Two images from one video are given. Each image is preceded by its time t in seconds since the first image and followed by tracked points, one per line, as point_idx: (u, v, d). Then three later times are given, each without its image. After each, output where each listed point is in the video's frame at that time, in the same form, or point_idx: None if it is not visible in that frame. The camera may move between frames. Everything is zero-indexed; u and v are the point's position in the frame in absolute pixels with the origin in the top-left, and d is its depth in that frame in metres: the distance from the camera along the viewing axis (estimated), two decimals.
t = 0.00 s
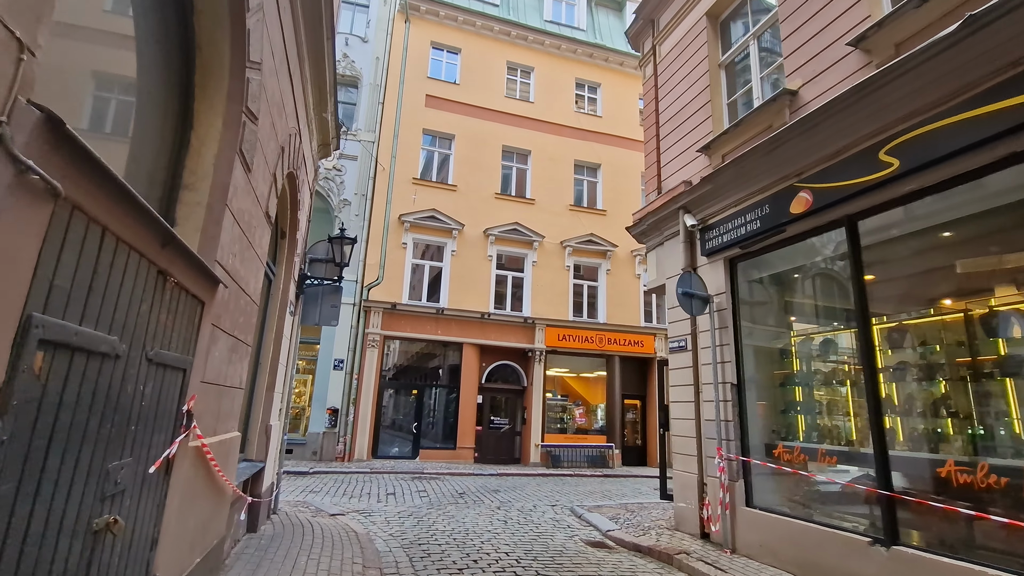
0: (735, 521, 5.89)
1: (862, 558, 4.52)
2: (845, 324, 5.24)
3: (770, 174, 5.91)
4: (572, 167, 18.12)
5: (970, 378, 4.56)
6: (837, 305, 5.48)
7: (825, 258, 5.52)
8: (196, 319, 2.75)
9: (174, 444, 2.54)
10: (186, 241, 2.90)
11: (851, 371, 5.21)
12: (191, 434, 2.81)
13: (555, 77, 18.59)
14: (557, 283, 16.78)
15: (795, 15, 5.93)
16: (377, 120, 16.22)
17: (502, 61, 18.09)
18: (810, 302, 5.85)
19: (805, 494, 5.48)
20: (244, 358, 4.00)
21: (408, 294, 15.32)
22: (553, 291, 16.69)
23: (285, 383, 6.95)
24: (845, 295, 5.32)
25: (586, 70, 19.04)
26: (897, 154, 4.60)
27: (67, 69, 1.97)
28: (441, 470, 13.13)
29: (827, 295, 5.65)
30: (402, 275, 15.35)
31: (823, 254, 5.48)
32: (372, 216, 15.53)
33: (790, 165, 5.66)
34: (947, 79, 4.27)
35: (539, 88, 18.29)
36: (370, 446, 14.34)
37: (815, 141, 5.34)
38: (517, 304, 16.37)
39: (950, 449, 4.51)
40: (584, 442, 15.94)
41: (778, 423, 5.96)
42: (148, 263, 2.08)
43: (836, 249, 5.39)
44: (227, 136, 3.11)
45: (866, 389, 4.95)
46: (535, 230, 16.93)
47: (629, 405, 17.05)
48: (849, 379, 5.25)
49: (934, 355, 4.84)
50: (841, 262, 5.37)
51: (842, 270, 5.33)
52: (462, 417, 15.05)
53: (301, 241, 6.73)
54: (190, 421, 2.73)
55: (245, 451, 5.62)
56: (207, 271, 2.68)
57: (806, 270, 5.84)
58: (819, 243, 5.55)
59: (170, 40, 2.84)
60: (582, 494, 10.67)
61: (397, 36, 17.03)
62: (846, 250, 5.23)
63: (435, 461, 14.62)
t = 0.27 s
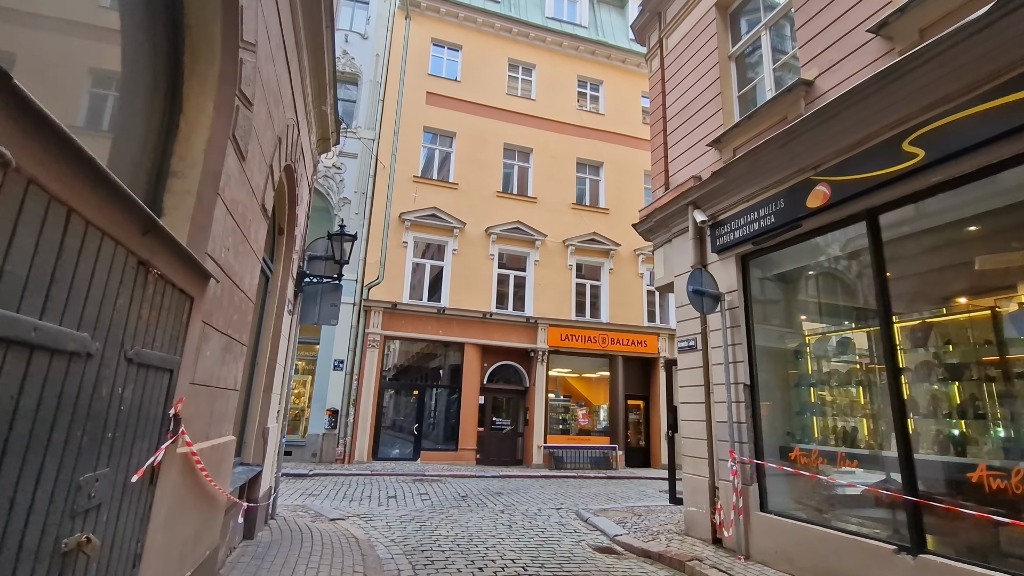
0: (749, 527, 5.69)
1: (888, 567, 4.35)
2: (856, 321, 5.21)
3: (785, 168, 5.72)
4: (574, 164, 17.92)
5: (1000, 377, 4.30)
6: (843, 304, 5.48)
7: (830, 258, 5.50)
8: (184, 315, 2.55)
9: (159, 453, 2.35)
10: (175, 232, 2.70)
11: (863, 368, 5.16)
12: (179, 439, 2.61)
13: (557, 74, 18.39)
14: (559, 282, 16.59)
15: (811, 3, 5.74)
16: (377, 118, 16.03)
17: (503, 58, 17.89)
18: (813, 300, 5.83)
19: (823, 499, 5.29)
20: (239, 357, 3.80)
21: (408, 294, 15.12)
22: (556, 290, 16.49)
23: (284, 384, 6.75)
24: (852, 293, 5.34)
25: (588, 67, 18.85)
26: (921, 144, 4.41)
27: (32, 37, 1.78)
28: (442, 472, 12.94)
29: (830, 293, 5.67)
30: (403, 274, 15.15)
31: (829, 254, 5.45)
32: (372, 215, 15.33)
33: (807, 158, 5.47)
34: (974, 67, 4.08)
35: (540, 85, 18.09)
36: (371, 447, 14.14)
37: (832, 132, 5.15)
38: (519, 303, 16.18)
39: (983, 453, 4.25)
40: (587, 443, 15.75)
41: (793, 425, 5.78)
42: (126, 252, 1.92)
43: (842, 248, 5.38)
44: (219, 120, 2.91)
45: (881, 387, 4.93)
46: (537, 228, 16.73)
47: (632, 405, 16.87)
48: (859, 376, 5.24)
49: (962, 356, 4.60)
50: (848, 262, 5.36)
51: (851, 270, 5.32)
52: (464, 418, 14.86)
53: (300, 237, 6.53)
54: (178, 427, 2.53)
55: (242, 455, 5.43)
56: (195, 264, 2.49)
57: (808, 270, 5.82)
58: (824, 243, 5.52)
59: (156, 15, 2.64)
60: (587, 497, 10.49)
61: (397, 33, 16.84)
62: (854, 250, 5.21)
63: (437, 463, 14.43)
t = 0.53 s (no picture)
0: (765, 530, 5.50)
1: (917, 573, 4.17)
2: (867, 318, 5.19)
3: (802, 158, 5.53)
4: (577, 161, 17.72)
5: None
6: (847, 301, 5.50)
7: (834, 256, 5.52)
8: (175, 306, 2.35)
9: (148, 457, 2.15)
10: (167, 217, 2.49)
11: (876, 366, 5.13)
12: (172, 439, 2.41)
13: (559, 70, 18.20)
14: (562, 281, 16.39)
15: None
16: (377, 113, 15.83)
17: (504, 53, 17.69)
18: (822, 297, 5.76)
19: (843, 502, 5.10)
20: (236, 354, 3.60)
21: (409, 292, 14.92)
22: (558, 288, 16.30)
23: (283, 383, 6.55)
24: (856, 290, 5.41)
25: (591, 63, 18.65)
26: (951, 131, 4.22)
27: None
28: (444, 472, 12.74)
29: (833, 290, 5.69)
30: (404, 272, 14.94)
31: (835, 251, 5.45)
32: (372, 212, 15.12)
33: (825, 147, 5.29)
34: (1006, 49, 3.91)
35: (542, 81, 17.90)
36: (371, 448, 13.94)
37: (853, 120, 4.97)
38: (521, 301, 16.00)
39: (1016, 453, 4.05)
40: (590, 443, 15.57)
41: (811, 426, 5.58)
42: (108, 229, 1.73)
43: (846, 246, 5.40)
44: (214, 98, 2.72)
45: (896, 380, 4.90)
46: (539, 226, 16.53)
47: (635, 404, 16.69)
48: (870, 374, 5.21)
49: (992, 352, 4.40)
50: (854, 259, 5.38)
51: (857, 267, 5.36)
52: (466, 417, 14.66)
53: (300, 231, 6.33)
54: (169, 428, 2.33)
55: (240, 457, 5.23)
56: (187, 250, 2.28)
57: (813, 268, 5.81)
58: (827, 241, 5.53)
59: None
60: (591, 498, 10.30)
61: (397, 28, 16.64)
62: (863, 246, 5.21)
63: (438, 463, 14.23)
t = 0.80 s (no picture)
0: (782, 535, 5.31)
1: None
2: (875, 317, 5.18)
3: (819, 151, 5.35)
4: (578, 159, 17.53)
5: None
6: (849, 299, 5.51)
7: (836, 255, 5.51)
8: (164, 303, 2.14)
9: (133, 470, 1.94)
10: (157, 206, 2.29)
11: (888, 368, 5.11)
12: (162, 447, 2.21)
13: (560, 67, 18.01)
14: (563, 279, 16.21)
15: None
16: (376, 110, 15.62)
17: (504, 50, 17.49)
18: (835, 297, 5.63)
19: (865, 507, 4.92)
20: (232, 355, 3.39)
21: (409, 291, 14.71)
22: (560, 287, 16.11)
23: (281, 384, 6.34)
24: (858, 288, 5.44)
25: (592, 60, 18.47)
26: (981, 120, 4.05)
27: None
28: (445, 474, 12.55)
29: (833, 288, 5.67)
30: (403, 271, 14.74)
31: (838, 251, 5.43)
32: (371, 210, 14.91)
33: (844, 139, 5.11)
34: None
35: (542, 77, 17.71)
36: (371, 449, 13.73)
37: (875, 110, 4.80)
38: (522, 300, 15.82)
39: None
40: (592, 444, 15.40)
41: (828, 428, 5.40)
42: (84, 212, 1.52)
43: (849, 245, 5.40)
44: (209, 78, 2.52)
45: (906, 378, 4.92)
46: (540, 224, 16.34)
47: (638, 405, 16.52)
48: (883, 375, 5.16)
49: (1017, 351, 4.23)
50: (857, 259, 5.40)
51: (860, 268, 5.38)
52: (467, 418, 14.46)
53: (299, 228, 6.13)
54: (158, 437, 2.13)
55: (237, 461, 5.03)
56: (177, 241, 2.08)
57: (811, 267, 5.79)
58: (829, 240, 5.51)
59: None
60: (596, 500, 10.13)
61: (396, 24, 16.43)
62: (870, 245, 5.22)
63: (439, 464, 14.03)
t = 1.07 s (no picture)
0: (794, 535, 5.15)
1: None
2: (881, 311, 5.12)
3: (834, 137, 5.18)
4: (578, 153, 17.33)
5: None
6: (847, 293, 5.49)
7: (836, 251, 5.47)
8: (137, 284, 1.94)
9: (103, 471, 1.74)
10: (137, 180, 2.10)
11: (903, 363, 4.96)
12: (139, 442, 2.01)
13: (560, 60, 17.81)
14: (563, 275, 16.02)
15: None
16: (373, 103, 15.40)
17: (504, 42, 17.27)
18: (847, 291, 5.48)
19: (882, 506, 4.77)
20: (221, 347, 3.19)
21: (407, 286, 14.51)
22: (560, 283, 15.93)
23: (277, 380, 6.15)
24: (857, 283, 5.40)
25: (592, 53, 18.26)
26: (1008, 102, 3.88)
27: None
28: (444, 472, 12.37)
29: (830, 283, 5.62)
30: (401, 266, 14.53)
31: (839, 247, 5.38)
32: (369, 204, 14.69)
33: (861, 125, 4.94)
34: None
35: (542, 71, 17.50)
36: (369, 446, 13.54)
37: (893, 94, 4.64)
38: (521, 296, 15.64)
39: None
40: (592, 441, 15.24)
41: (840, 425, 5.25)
42: (36, 168, 1.31)
43: (850, 241, 5.36)
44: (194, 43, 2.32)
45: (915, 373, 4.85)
46: (540, 219, 16.15)
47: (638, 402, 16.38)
48: (896, 370, 5.00)
49: None
50: (856, 254, 5.37)
51: (860, 263, 5.36)
52: (466, 415, 14.28)
53: (295, 218, 5.93)
54: (136, 433, 1.94)
55: (230, 459, 4.84)
56: (155, 215, 1.87)
57: (807, 258, 5.72)
58: (829, 235, 5.47)
59: None
60: (597, 498, 9.96)
61: (394, 16, 16.20)
62: (875, 239, 5.16)
63: (437, 462, 13.85)
